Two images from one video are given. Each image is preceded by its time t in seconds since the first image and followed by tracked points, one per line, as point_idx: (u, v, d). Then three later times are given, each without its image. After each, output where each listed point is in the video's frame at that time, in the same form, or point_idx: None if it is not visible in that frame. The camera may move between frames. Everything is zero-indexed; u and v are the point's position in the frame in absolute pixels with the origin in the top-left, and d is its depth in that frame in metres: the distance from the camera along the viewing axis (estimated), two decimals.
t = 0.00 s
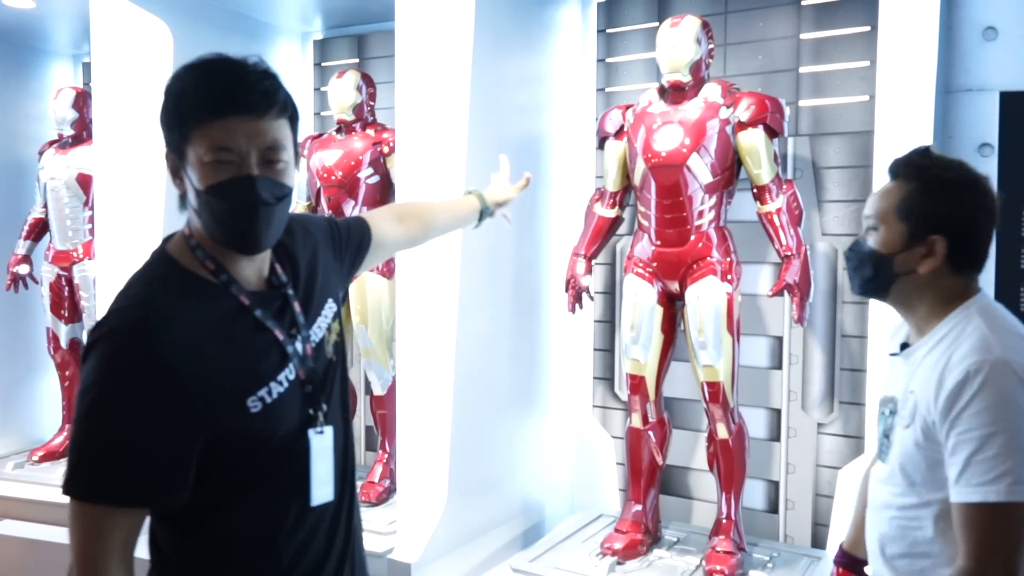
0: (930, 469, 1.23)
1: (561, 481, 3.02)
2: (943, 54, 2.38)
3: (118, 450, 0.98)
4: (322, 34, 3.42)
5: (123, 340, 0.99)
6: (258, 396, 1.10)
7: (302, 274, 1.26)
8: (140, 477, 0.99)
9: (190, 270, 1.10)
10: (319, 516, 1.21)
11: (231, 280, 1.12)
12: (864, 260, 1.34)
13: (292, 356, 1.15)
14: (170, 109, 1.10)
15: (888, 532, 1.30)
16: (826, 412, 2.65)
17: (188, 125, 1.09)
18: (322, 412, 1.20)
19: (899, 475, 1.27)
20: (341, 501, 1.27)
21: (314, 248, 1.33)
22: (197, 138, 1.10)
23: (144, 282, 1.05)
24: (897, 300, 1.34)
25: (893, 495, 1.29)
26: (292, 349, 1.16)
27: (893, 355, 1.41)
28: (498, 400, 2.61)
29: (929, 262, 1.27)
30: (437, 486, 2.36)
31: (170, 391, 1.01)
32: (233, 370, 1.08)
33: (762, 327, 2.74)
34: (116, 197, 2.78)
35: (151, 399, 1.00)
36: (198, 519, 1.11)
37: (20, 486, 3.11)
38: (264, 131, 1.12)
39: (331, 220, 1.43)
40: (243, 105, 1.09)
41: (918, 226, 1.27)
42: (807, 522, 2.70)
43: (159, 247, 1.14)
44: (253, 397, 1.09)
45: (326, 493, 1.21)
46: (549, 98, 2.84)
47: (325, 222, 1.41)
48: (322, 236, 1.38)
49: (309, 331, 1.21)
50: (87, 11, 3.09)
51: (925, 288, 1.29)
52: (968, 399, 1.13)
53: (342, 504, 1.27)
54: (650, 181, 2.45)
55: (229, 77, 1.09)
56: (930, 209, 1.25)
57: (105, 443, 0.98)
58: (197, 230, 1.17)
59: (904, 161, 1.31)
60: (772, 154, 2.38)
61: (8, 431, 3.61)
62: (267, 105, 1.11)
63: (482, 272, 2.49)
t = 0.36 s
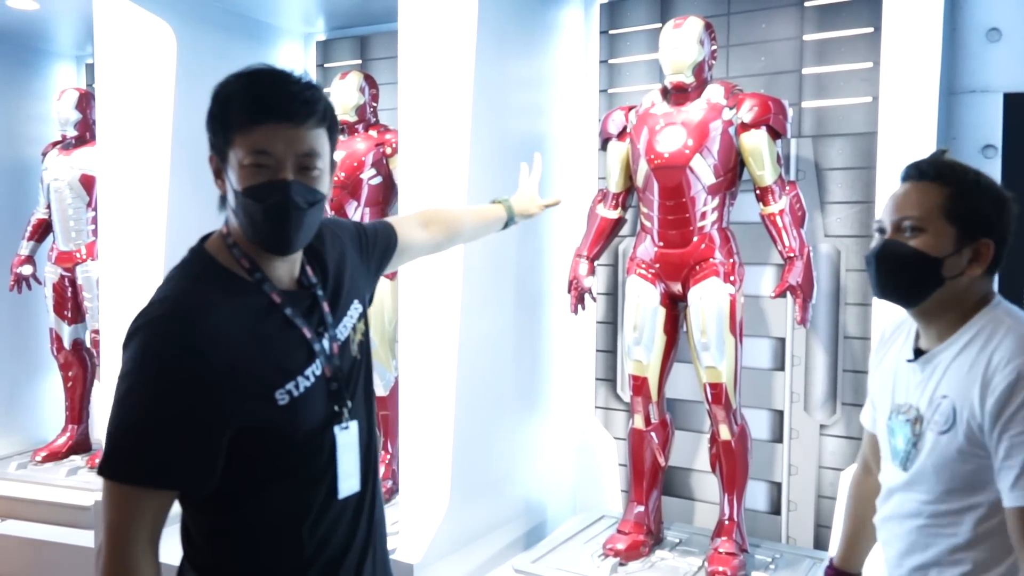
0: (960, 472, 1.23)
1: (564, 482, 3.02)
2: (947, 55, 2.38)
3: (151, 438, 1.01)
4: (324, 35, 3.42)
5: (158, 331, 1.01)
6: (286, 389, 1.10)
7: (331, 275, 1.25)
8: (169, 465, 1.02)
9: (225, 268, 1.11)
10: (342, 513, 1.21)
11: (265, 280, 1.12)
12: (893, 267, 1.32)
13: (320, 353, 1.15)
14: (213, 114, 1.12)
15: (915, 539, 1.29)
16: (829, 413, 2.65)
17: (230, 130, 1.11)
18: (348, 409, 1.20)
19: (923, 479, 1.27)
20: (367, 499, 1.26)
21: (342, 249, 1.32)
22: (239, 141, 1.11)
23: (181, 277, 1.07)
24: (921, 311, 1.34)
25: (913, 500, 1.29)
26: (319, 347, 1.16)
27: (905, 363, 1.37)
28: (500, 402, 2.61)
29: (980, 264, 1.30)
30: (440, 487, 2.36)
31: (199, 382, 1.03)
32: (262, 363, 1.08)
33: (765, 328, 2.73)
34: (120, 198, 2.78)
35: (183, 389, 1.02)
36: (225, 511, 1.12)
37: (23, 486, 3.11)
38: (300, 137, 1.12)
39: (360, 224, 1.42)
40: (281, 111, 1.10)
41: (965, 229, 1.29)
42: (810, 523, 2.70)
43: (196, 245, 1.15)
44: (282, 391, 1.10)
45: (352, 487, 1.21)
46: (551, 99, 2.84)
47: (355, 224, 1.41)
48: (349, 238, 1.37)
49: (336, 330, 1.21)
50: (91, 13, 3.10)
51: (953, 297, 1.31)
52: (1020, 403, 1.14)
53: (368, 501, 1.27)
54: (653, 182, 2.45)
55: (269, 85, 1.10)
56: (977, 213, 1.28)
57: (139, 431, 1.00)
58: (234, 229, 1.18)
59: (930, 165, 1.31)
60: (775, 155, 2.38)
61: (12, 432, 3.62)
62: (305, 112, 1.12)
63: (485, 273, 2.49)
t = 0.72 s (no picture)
0: (972, 471, 1.23)
1: (564, 484, 3.02)
2: (946, 58, 2.38)
3: (157, 433, 1.01)
4: (325, 37, 3.42)
5: (165, 327, 1.02)
6: (287, 389, 1.10)
7: (330, 278, 1.26)
8: (172, 461, 1.02)
9: (230, 268, 1.12)
10: (339, 517, 1.20)
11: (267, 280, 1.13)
12: (907, 270, 1.31)
13: (320, 353, 1.16)
14: (216, 116, 1.12)
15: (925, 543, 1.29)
16: (830, 415, 2.65)
17: (236, 131, 1.11)
18: (347, 409, 1.20)
19: (935, 481, 1.27)
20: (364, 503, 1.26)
21: (341, 255, 1.33)
22: (243, 140, 1.11)
23: (186, 275, 1.08)
24: (931, 315, 1.34)
25: (922, 503, 1.29)
26: (320, 348, 1.16)
27: (911, 365, 1.37)
28: (500, 403, 2.61)
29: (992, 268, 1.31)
30: (440, 489, 2.36)
31: (202, 380, 1.03)
32: (264, 363, 1.09)
33: (765, 330, 2.73)
34: (122, 199, 2.79)
35: (189, 385, 1.02)
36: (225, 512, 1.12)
37: (23, 487, 3.11)
38: (304, 136, 1.13)
39: (357, 231, 1.43)
40: (285, 111, 1.11)
41: (977, 234, 1.30)
42: (811, 525, 2.70)
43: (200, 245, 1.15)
44: (284, 390, 1.10)
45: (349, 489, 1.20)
46: (552, 100, 2.84)
47: (350, 237, 1.40)
48: (347, 244, 1.37)
49: (337, 330, 1.22)
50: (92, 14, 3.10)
51: (965, 301, 1.32)
52: None
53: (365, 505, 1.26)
54: (653, 184, 2.45)
55: (274, 85, 1.11)
56: (989, 216, 1.29)
57: (144, 425, 1.01)
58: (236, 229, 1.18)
59: (938, 168, 1.31)
60: (776, 158, 2.38)
61: (12, 433, 3.62)
62: (309, 112, 1.12)
63: (486, 274, 2.49)
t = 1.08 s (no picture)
0: (990, 479, 1.22)
1: (574, 487, 3.01)
2: (958, 60, 2.36)
3: (138, 453, 1.01)
4: (335, 41, 3.43)
5: (144, 345, 1.02)
6: (273, 400, 1.10)
7: (315, 281, 1.26)
8: (156, 480, 1.02)
9: (207, 278, 1.11)
10: (332, 523, 1.21)
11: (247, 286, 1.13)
12: (926, 275, 1.30)
13: (306, 361, 1.16)
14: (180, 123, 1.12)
15: (937, 553, 1.28)
16: (841, 418, 2.63)
17: (200, 138, 1.11)
18: (336, 416, 1.20)
19: (950, 489, 1.26)
20: (356, 508, 1.27)
21: (329, 256, 1.33)
22: (208, 146, 1.11)
23: (165, 290, 1.07)
24: (948, 321, 1.33)
25: (936, 510, 1.28)
26: (306, 355, 1.16)
27: (927, 370, 1.36)
28: (509, 406, 2.60)
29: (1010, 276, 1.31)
30: (451, 492, 2.35)
31: (184, 398, 1.03)
32: (248, 376, 1.09)
33: (776, 333, 2.72)
34: (133, 203, 2.80)
35: (170, 403, 1.02)
36: (214, 525, 1.12)
37: (35, 489, 3.12)
38: (270, 137, 1.12)
39: (345, 230, 1.43)
40: (247, 113, 1.10)
41: (996, 240, 1.29)
42: (822, 529, 2.68)
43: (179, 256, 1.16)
44: (269, 402, 1.10)
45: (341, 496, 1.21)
46: (561, 103, 2.84)
47: (340, 235, 1.41)
48: (334, 243, 1.38)
49: (325, 336, 1.21)
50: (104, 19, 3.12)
51: (983, 308, 1.31)
52: None
53: (357, 510, 1.27)
54: (663, 187, 2.45)
55: (234, 86, 1.10)
56: (1010, 221, 1.28)
57: (127, 445, 1.01)
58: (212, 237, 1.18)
59: (959, 171, 1.30)
60: (786, 160, 2.37)
61: (24, 435, 3.64)
62: (272, 111, 1.12)
63: (495, 277, 2.49)
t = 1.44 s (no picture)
0: (999, 484, 1.21)
1: (582, 491, 3.01)
2: (968, 62, 2.36)
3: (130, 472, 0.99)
4: (344, 44, 3.44)
5: (137, 359, 1.00)
6: (266, 413, 1.10)
7: (303, 286, 1.27)
8: (148, 496, 1.00)
9: (198, 284, 1.11)
10: (324, 532, 1.22)
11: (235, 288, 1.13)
12: (928, 278, 1.30)
13: (298, 371, 1.16)
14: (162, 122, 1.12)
15: (940, 558, 1.28)
16: (850, 423, 2.62)
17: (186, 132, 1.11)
18: (327, 426, 1.21)
19: (958, 494, 1.25)
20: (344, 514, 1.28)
21: (318, 258, 1.35)
22: (192, 143, 1.12)
23: (156, 299, 1.06)
24: (954, 323, 1.32)
25: (944, 516, 1.27)
26: (298, 364, 1.16)
27: (935, 375, 1.36)
28: (517, 410, 2.60)
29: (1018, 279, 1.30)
30: (458, 496, 2.35)
31: (177, 412, 1.02)
32: (241, 387, 1.08)
33: (785, 337, 2.71)
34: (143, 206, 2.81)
35: (163, 419, 1.00)
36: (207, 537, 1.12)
37: (45, 491, 3.14)
38: (257, 127, 1.13)
39: (331, 232, 1.45)
40: (233, 105, 1.11)
41: (998, 241, 1.28)
42: (831, 534, 2.67)
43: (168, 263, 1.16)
44: (261, 413, 1.10)
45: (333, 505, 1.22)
46: (570, 107, 2.84)
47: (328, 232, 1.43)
48: (323, 244, 1.40)
49: (315, 344, 1.22)
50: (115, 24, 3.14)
51: (989, 311, 1.30)
52: None
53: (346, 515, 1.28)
54: (672, 191, 2.45)
55: (217, 79, 1.11)
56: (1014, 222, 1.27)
57: (117, 461, 0.98)
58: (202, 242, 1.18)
59: (964, 174, 1.30)
60: (795, 164, 2.37)
61: (34, 438, 3.66)
62: (257, 102, 1.13)
63: (503, 280, 2.50)
